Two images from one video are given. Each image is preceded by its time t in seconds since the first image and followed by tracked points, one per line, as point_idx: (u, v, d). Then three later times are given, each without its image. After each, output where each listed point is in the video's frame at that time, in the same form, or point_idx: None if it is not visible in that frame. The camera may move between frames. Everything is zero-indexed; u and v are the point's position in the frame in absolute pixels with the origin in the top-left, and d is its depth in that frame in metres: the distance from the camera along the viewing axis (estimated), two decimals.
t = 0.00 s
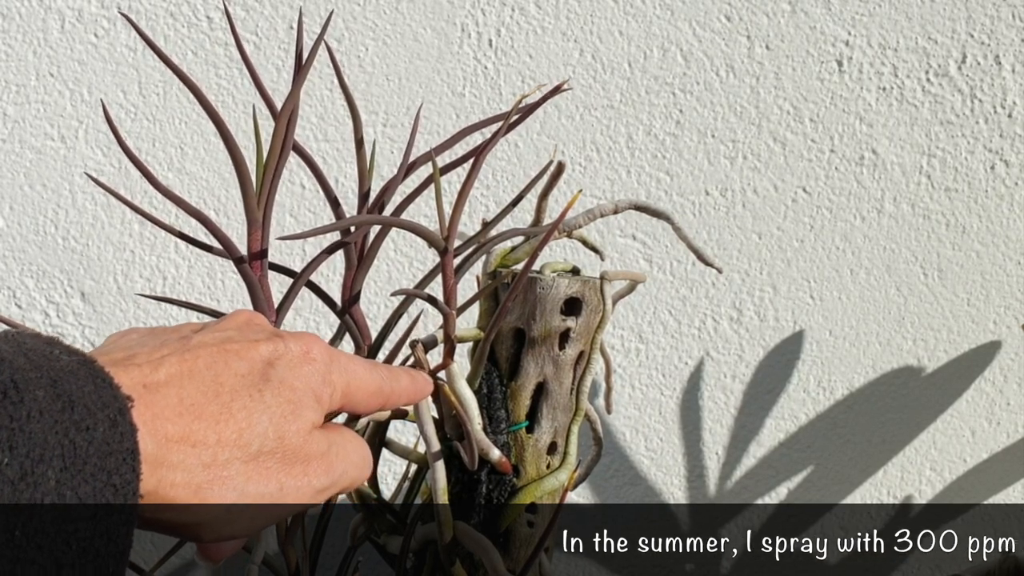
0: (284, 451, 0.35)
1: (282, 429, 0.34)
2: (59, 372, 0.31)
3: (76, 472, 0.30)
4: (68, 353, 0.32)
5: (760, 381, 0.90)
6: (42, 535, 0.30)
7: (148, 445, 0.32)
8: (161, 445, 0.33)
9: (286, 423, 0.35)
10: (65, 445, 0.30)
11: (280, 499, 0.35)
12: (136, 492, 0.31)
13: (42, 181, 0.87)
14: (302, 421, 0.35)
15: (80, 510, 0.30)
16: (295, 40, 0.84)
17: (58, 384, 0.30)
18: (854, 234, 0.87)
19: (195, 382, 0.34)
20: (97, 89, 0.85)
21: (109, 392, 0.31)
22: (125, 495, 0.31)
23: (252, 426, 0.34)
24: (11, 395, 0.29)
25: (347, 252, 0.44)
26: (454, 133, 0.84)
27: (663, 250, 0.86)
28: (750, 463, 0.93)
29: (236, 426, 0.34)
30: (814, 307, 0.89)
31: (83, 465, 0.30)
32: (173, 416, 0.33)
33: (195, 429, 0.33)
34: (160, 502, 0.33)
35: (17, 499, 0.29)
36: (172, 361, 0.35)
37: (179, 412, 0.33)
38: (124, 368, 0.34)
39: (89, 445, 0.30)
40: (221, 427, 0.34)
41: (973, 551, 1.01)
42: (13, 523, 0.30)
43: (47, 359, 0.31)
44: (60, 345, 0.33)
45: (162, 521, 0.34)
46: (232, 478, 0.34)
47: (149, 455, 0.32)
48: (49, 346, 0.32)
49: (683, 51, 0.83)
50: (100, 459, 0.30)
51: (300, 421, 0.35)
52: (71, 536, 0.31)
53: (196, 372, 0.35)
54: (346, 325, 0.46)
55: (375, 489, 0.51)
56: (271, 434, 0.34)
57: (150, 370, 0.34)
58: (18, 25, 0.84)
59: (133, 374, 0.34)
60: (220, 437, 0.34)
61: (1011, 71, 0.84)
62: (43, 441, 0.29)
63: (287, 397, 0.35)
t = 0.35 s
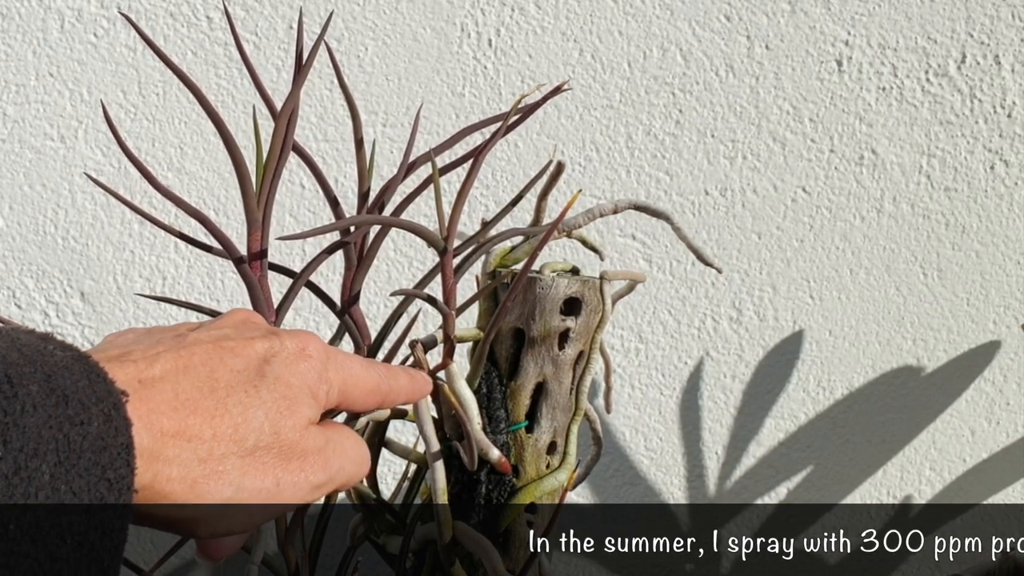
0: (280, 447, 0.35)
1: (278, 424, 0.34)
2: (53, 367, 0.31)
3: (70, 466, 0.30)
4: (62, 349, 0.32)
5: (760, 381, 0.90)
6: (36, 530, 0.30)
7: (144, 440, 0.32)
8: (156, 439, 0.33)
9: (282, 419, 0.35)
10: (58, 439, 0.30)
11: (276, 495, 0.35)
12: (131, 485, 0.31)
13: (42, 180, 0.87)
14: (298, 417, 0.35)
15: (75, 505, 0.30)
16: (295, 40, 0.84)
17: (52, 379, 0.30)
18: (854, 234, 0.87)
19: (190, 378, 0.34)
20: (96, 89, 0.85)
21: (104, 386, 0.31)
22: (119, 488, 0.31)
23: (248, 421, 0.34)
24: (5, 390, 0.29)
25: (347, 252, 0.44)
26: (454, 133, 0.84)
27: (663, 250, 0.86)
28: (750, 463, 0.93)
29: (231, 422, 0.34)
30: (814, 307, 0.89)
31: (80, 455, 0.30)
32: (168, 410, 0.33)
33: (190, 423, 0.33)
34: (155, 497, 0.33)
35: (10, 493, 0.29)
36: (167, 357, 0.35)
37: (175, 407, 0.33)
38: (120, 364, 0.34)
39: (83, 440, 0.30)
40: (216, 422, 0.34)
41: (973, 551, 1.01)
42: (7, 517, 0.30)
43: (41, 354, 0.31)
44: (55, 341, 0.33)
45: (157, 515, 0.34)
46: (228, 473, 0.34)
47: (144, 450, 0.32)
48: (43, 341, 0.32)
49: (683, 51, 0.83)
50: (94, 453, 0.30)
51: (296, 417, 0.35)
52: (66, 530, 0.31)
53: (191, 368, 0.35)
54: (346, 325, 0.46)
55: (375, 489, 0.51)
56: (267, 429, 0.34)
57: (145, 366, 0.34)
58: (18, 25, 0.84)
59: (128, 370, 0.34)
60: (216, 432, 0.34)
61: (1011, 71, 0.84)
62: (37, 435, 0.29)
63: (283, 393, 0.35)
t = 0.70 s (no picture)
0: (279, 446, 0.35)
1: (276, 424, 0.34)
2: (50, 367, 0.31)
3: (65, 466, 0.30)
4: (59, 349, 0.32)
5: (759, 381, 0.90)
6: (31, 530, 0.30)
7: (140, 441, 0.32)
8: (153, 440, 0.33)
9: (280, 419, 0.35)
10: (55, 439, 0.30)
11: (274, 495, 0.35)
12: (127, 484, 0.31)
13: (42, 180, 0.87)
14: (297, 417, 0.35)
15: (71, 505, 0.30)
16: (295, 40, 0.84)
17: (49, 379, 0.30)
18: (854, 234, 0.87)
19: (188, 378, 0.34)
20: (96, 89, 0.85)
21: (101, 386, 0.31)
22: (115, 487, 0.31)
23: (246, 420, 0.34)
24: (1, 390, 0.29)
25: (347, 252, 0.44)
26: (454, 133, 0.85)
27: (663, 250, 0.86)
28: (750, 463, 0.93)
29: (229, 422, 0.34)
30: (814, 307, 0.89)
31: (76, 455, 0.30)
32: (166, 410, 0.33)
33: (188, 424, 0.33)
34: (154, 497, 0.33)
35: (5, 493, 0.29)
36: (166, 357, 0.35)
37: (173, 407, 0.33)
38: (119, 365, 0.35)
39: (79, 440, 0.30)
40: (214, 422, 0.34)
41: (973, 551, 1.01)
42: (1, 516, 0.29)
43: (38, 354, 0.31)
44: (53, 342, 0.33)
45: (156, 514, 0.34)
46: (226, 473, 0.34)
47: (141, 450, 0.32)
48: (40, 342, 0.32)
49: (683, 51, 0.83)
50: (91, 452, 0.30)
51: (295, 417, 0.35)
52: (61, 530, 0.31)
53: (189, 369, 0.35)
54: (346, 325, 0.46)
55: (375, 489, 0.51)
56: (265, 428, 0.34)
57: (143, 366, 0.34)
58: (18, 25, 0.84)
59: (126, 371, 0.34)
60: (214, 432, 0.34)
61: (1011, 71, 0.83)
62: (33, 435, 0.29)
63: (281, 393, 0.35)
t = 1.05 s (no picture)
0: (286, 445, 0.35)
1: (283, 423, 0.34)
2: (55, 366, 0.31)
3: (72, 464, 0.30)
4: (64, 348, 0.32)
5: (760, 381, 0.90)
6: (37, 529, 0.30)
7: (148, 440, 0.32)
8: (159, 439, 0.33)
9: (287, 418, 0.35)
10: (60, 438, 0.30)
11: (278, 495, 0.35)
12: (132, 483, 0.31)
13: (42, 180, 0.87)
14: (303, 416, 0.35)
15: (77, 504, 0.30)
16: (295, 40, 0.84)
17: (54, 378, 0.30)
18: (854, 234, 0.87)
19: (194, 378, 0.35)
20: (97, 89, 0.85)
21: (106, 385, 0.31)
22: (120, 486, 0.31)
23: (253, 419, 0.34)
24: (6, 388, 0.29)
25: (346, 253, 0.44)
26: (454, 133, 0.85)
27: (662, 250, 0.86)
28: (750, 463, 0.93)
29: (236, 420, 0.34)
30: (814, 307, 0.89)
31: (83, 454, 0.30)
32: (172, 409, 0.33)
33: (194, 422, 0.33)
34: (159, 496, 0.33)
35: (11, 490, 0.29)
36: (170, 357, 0.35)
37: (178, 406, 0.33)
38: (123, 364, 0.35)
39: (84, 439, 0.30)
40: (220, 420, 0.34)
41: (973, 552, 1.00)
42: (7, 514, 0.29)
43: (42, 352, 0.31)
44: (57, 340, 0.33)
45: (160, 514, 0.34)
46: (232, 471, 0.34)
47: (147, 448, 0.32)
48: (45, 340, 0.32)
49: (683, 51, 0.83)
50: (96, 451, 0.30)
51: (301, 415, 0.35)
52: (67, 528, 0.31)
53: (194, 367, 0.35)
54: (346, 325, 0.46)
55: (375, 489, 0.51)
56: (272, 427, 0.34)
57: (147, 365, 0.34)
58: (18, 25, 0.84)
59: (131, 370, 0.34)
60: (220, 430, 0.34)
61: (1011, 71, 0.83)
62: (38, 433, 0.29)
63: (288, 392, 0.35)
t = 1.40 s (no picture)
0: (289, 441, 0.35)
1: (287, 417, 0.35)
2: (63, 354, 0.31)
3: (80, 451, 0.31)
4: (71, 336, 0.33)
5: (760, 381, 0.90)
6: (44, 515, 0.31)
7: (152, 429, 0.33)
8: (164, 429, 0.33)
9: (291, 412, 0.35)
10: (67, 425, 0.30)
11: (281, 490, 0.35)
12: (137, 472, 0.32)
13: (42, 180, 0.87)
14: (307, 411, 0.35)
15: (84, 491, 0.31)
16: (295, 40, 0.84)
17: (61, 366, 0.31)
18: (854, 234, 0.87)
19: (200, 370, 0.35)
20: (96, 89, 0.85)
21: (112, 374, 0.32)
22: (126, 475, 0.32)
23: (257, 412, 0.34)
24: (15, 375, 0.30)
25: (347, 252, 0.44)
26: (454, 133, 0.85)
27: (663, 250, 0.86)
28: (750, 463, 0.93)
29: (240, 414, 0.34)
30: (814, 307, 0.89)
31: (90, 442, 0.31)
32: (178, 400, 0.34)
33: (199, 413, 0.34)
34: (165, 487, 0.34)
35: (19, 477, 0.30)
36: (177, 350, 0.36)
37: (184, 398, 0.34)
38: (132, 355, 0.35)
39: (91, 427, 0.31)
40: (225, 413, 0.34)
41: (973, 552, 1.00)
42: (15, 499, 0.30)
43: (51, 341, 0.32)
44: (64, 329, 0.34)
45: (166, 506, 0.35)
46: (236, 464, 0.34)
47: (152, 438, 0.33)
48: (53, 329, 0.33)
49: (683, 51, 0.83)
50: (103, 440, 0.31)
51: (305, 410, 0.35)
52: (73, 516, 0.31)
53: (201, 360, 0.36)
54: (347, 325, 0.46)
55: (375, 489, 0.51)
56: (276, 421, 0.35)
57: (156, 357, 0.35)
58: (18, 25, 0.85)
59: (139, 361, 0.35)
60: (225, 423, 0.34)
61: (1011, 71, 0.83)
62: (46, 420, 0.30)
63: (292, 387, 0.35)
